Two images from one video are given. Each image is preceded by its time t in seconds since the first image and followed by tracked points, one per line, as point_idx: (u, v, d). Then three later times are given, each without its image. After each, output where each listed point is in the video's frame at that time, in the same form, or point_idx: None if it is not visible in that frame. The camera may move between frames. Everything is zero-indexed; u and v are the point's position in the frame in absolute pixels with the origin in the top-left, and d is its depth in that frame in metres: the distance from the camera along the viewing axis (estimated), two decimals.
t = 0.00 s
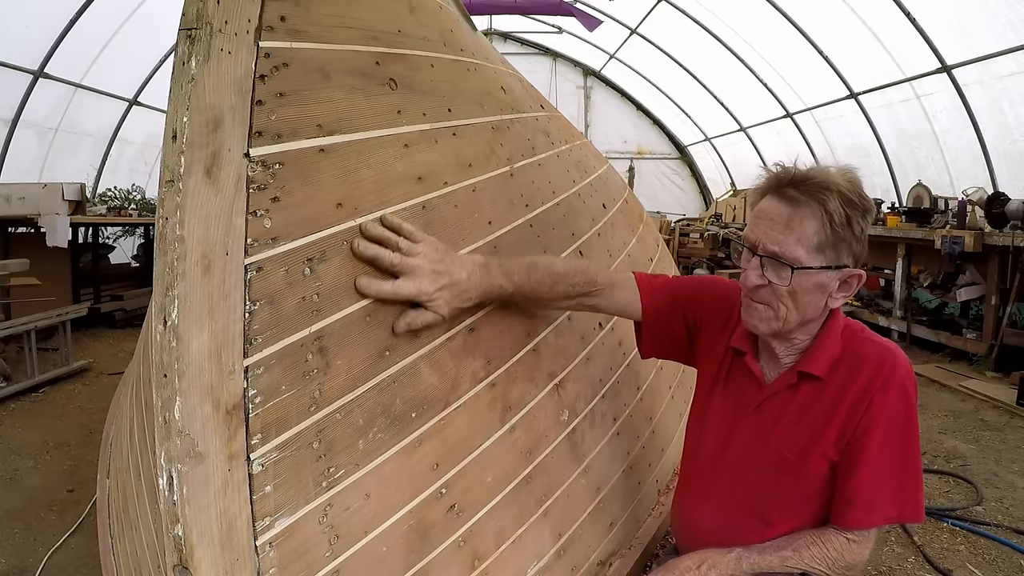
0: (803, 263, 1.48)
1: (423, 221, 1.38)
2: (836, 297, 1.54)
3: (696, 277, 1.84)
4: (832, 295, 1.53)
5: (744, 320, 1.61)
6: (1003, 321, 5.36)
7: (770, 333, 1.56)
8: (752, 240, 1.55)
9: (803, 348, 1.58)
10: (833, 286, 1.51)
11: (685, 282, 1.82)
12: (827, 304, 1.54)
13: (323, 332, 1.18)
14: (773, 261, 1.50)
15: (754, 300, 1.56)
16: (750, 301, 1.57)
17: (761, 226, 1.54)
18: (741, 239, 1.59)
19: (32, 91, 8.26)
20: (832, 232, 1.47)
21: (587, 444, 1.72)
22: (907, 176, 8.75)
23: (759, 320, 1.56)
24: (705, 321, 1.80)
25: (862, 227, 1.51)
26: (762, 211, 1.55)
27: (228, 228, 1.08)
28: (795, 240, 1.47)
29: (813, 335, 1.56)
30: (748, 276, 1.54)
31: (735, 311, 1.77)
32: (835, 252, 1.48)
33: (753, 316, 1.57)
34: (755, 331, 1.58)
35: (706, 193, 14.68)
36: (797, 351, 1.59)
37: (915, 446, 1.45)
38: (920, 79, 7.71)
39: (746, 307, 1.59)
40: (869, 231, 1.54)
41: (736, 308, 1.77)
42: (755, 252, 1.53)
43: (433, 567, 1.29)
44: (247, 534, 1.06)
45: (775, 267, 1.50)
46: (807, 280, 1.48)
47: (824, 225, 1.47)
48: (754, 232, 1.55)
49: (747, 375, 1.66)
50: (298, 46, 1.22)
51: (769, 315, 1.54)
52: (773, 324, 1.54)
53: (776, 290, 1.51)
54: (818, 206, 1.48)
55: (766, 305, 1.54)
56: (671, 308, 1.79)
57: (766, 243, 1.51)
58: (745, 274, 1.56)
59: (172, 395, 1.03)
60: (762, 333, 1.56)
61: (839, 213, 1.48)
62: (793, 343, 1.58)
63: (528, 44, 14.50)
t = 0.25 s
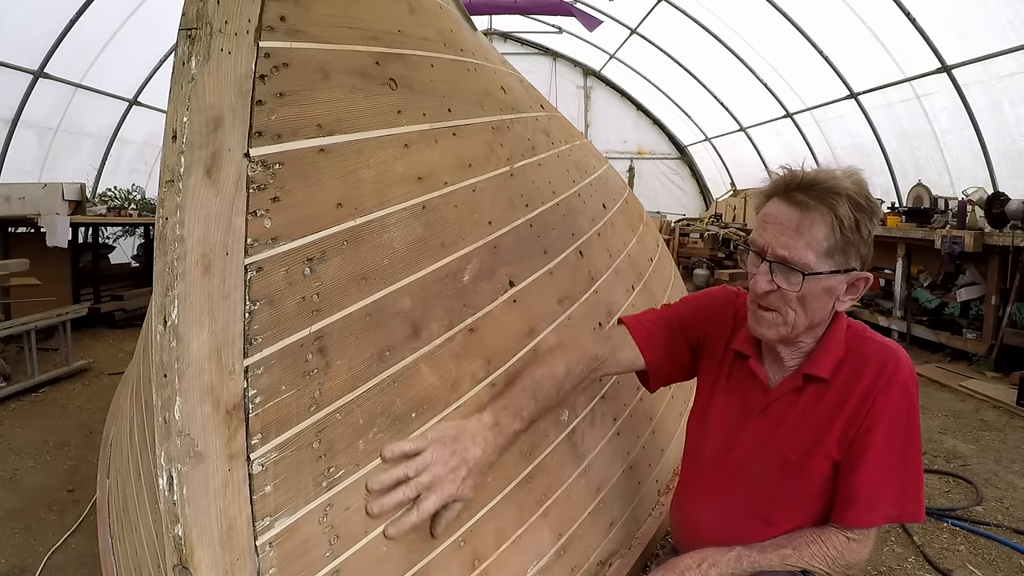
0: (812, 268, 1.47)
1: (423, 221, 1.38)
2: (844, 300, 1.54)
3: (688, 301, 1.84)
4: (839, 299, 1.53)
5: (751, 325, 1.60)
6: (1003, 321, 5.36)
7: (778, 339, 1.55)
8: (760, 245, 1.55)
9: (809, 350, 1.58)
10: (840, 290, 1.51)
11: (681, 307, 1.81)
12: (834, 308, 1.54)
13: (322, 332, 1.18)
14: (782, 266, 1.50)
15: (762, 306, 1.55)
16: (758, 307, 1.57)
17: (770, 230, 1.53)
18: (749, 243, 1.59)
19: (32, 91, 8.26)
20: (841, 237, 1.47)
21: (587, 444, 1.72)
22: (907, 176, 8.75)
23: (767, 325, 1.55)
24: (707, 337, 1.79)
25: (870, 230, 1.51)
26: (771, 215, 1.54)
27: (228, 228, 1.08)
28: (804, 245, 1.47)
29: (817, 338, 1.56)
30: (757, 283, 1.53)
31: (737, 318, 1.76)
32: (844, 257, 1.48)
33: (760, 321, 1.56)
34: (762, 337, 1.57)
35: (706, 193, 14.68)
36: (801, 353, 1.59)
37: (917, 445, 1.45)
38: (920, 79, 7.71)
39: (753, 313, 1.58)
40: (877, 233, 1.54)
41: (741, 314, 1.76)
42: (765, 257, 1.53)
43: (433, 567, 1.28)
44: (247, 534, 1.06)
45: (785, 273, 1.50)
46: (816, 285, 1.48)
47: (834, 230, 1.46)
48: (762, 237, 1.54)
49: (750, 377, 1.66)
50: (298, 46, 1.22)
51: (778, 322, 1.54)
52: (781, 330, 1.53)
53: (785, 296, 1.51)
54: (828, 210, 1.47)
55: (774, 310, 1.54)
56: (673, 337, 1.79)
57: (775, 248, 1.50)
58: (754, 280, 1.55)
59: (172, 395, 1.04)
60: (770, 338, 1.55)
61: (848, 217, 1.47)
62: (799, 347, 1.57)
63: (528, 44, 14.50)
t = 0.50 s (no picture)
0: (813, 269, 1.47)
1: (423, 221, 1.38)
2: (844, 302, 1.54)
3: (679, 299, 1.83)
4: (839, 301, 1.53)
5: (750, 326, 1.60)
6: (1003, 321, 5.36)
7: (778, 340, 1.55)
8: (761, 244, 1.55)
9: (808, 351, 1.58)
10: (841, 291, 1.51)
11: (676, 305, 1.80)
12: (834, 309, 1.54)
13: (322, 332, 1.18)
14: (783, 267, 1.50)
15: (762, 306, 1.55)
16: (758, 307, 1.56)
17: (771, 230, 1.53)
18: (750, 243, 1.59)
19: (32, 91, 8.26)
20: (843, 238, 1.47)
21: (587, 444, 1.72)
22: (907, 176, 8.75)
23: (767, 326, 1.55)
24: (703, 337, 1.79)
25: (871, 232, 1.51)
26: (773, 216, 1.54)
27: (228, 228, 1.08)
28: (806, 246, 1.47)
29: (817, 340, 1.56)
30: (758, 282, 1.53)
31: (734, 318, 1.75)
32: (845, 258, 1.48)
33: (760, 322, 1.56)
34: (762, 337, 1.57)
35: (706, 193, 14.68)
36: (801, 354, 1.58)
37: (917, 445, 1.45)
38: (920, 79, 7.71)
39: (753, 314, 1.58)
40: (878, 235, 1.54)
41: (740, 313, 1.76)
42: (766, 257, 1.53)
43: (433, 567, 1.29)
44: (247, 534, 1.06)
45: (786, 273, 1.50)
46: (817, 285, 1.48)
47: (836, 231, 1.46)
48: (763, 236, 1.54)
49: (749, 378, 1.65)
50: (298, 46, 1.22)
51: (778, 323, 1.53)
52: (781, 330, 1.53)
53: (785, 296, 1.51)
54: (830, 212, 1.47)
55: (774, 311, 1.53)
56: (667, 337, 1.78)
57: (777, 248, 1.50)
58: (754, 280, 1.55)
59: (172, 395, 1.04)
60: (769, 339, 1.55)
61: (850, 219, 1.48)
62: (798, 348, 1.57)
63: (528, 44, 14.50)
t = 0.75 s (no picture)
0: (805, 265, 1.47)
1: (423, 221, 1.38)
2: (836, 300, 1.54)
3: (687, 276, 1.82)
4: (831, 298, 1.53)
5: (743, 322, 1.59)
6: (1003, 321, 5.36)
7: (769, 336, 1.55)
8: (753, 240, 1.54)
9: (801, 349, 1.57)
10: (833, 289, 1.52)
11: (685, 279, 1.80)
12: (826, 306, 1.54)
13: (322, 332, 1.18)
14: (775, 263, 1.50)
15: (753, 302, 1.55)
16: (750, 302, 1.56)
17: (764, 226, 1.53)
18: (742, 239, 1.58)
19: (32, 91, 8.26)
20: (835, 235, 1.47)
21: (587, 444, 1.72)
22: (907, 176, 8.75)
23: (758, 322, 1.55)
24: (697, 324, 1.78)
25: (864, 230, 1.52)
26: (766, 212, 1.54)
27: (228, 228, 1.08)
28: (799, 243, 1.47)
29: (809, 337, 1.56)
30: (750, 277, 1.53)
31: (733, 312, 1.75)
32: (837, 255, 1.49)
33: (751, 317, 1.56)
34: (753, 333, 1.56)
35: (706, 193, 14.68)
36: (795, 352, 1.58)
37: (911, 443, 1.46)
38: (920, 79, 7.71)
39: (745, 309, 1.58)
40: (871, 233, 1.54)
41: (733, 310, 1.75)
42: (758, 253, 1.53)
43: (433, 567, 1.29)
44: (247, 534, 1.06)
45: (777, 269, 1.49)
46: (809, 282, 1.48)
47: (828, 228, 1.46)
48: (755, 233, 1.54)
49: (743, 377, 1.65)
50: (298, 46, 1.22)
51: (769, 318, 1.53)
52: (771, 327, 1.53)
53: (777, 292, 1.51)
54: (823, 209, 1.47)
55: (765, 307, 1.53)
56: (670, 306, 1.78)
57: (769, 244, 1.50)
58: (746, 275, 1.55)
59: (172, 395, 1.04)
60: (761, 335, 1.55)
61: (842, 216, 1.48)
62: (791, 346, 1.57)
63: (528, 44, 14.50)
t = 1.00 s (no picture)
0: (806, 264, 1.47)
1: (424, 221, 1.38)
2: (835, 299, 1.54)
3: (689, 275, 1.82)
4: (831, 297, 1.53)
5: (743, 322, 1.59)
6: (1003, 321, 5.36)
7: (770, 336, 1.54)
8: (753, 241, 1.54)
9: (800, 348, 1.57)
10: (833, 288, 1.52)
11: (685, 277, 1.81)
12: (827, 305, 1.54)
13: (323, 332, 1.18)
14: (776, 263, 1.50)
15: (754, 302, 1.55)
16: (750, 303, 1.56)
17: (763, 226, 1.52)
18: (742, 239, 1.58)
19: (32, 91, 8.26)
20: (835, 234, 1.47)
21: (587, 444, 1.72)
22: (907, 176, 8.75)
23: (759, 322, 1.54)
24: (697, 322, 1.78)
25: (863, 229, 1.52)
26: (765, 212, 1.54)
27: (228, 227, 1.08)
28: (799, 242, 1.47)
29: (808, 337, 1.56)
30: (751, 278, 1.53)
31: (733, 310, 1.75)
32: (837, 254, 1.49)
33: (751, 317, 1.56)
34: (754, 333, 1.56)
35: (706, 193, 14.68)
36: (793, 352, 1.58)
37: (910, 443, 1.45)
38: (920, 79, 7.71)
39: (745, 310, 1.57)
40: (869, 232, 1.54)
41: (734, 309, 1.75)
42: (758, 253, 1.52)
43: (433, 567, 1.29)
44: (247, 534, 1.06)
45: (778, 268, 1.49)
46: (810, 281, 1.48)
47: (828, 227, 1.47)
48: (755, 233, 1.54)
49: (743, 377, 1.65)
50: (298, 46, 1.22)
51: (770, 318, 1.53)
52: (773, 326, 1.53)
53: (778, 292, 1.51)
54: (822, 208, 1.48)
55: (766, 306, 1.53)
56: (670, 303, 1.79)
57: (769, 244, 1.50)
58: (747, 276, 1.54)
59: (172, 395, 1.03)
60: (762, 335, 1.55)
61: (842, 215, 1.48)
62: (790, 345, 1.57)
63: (528, 44, 14.50)
